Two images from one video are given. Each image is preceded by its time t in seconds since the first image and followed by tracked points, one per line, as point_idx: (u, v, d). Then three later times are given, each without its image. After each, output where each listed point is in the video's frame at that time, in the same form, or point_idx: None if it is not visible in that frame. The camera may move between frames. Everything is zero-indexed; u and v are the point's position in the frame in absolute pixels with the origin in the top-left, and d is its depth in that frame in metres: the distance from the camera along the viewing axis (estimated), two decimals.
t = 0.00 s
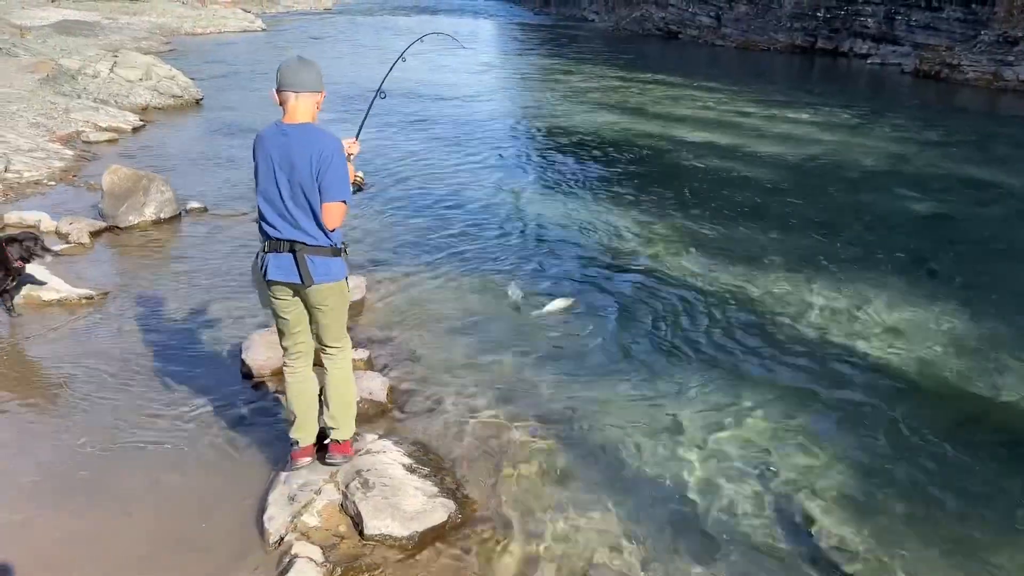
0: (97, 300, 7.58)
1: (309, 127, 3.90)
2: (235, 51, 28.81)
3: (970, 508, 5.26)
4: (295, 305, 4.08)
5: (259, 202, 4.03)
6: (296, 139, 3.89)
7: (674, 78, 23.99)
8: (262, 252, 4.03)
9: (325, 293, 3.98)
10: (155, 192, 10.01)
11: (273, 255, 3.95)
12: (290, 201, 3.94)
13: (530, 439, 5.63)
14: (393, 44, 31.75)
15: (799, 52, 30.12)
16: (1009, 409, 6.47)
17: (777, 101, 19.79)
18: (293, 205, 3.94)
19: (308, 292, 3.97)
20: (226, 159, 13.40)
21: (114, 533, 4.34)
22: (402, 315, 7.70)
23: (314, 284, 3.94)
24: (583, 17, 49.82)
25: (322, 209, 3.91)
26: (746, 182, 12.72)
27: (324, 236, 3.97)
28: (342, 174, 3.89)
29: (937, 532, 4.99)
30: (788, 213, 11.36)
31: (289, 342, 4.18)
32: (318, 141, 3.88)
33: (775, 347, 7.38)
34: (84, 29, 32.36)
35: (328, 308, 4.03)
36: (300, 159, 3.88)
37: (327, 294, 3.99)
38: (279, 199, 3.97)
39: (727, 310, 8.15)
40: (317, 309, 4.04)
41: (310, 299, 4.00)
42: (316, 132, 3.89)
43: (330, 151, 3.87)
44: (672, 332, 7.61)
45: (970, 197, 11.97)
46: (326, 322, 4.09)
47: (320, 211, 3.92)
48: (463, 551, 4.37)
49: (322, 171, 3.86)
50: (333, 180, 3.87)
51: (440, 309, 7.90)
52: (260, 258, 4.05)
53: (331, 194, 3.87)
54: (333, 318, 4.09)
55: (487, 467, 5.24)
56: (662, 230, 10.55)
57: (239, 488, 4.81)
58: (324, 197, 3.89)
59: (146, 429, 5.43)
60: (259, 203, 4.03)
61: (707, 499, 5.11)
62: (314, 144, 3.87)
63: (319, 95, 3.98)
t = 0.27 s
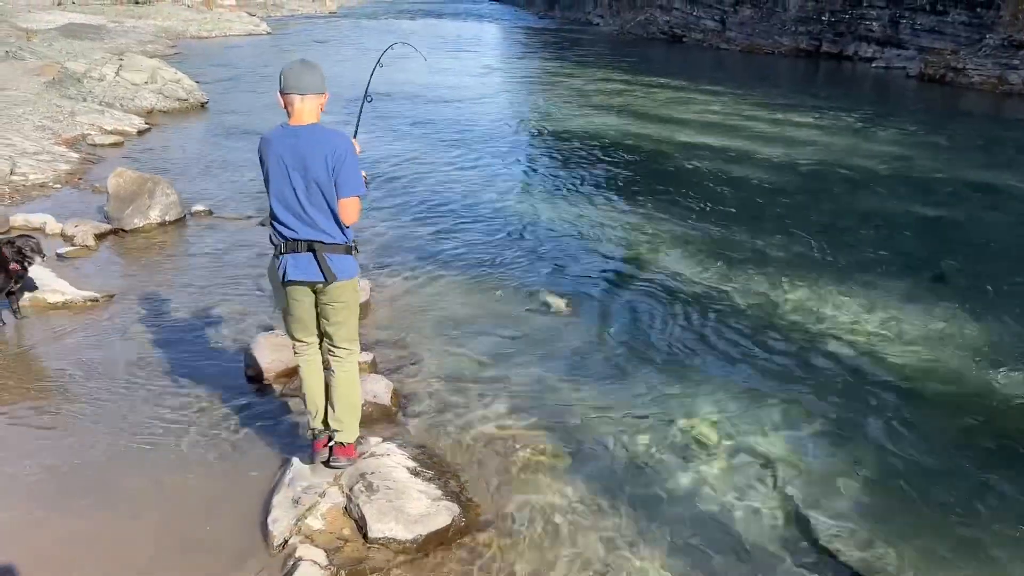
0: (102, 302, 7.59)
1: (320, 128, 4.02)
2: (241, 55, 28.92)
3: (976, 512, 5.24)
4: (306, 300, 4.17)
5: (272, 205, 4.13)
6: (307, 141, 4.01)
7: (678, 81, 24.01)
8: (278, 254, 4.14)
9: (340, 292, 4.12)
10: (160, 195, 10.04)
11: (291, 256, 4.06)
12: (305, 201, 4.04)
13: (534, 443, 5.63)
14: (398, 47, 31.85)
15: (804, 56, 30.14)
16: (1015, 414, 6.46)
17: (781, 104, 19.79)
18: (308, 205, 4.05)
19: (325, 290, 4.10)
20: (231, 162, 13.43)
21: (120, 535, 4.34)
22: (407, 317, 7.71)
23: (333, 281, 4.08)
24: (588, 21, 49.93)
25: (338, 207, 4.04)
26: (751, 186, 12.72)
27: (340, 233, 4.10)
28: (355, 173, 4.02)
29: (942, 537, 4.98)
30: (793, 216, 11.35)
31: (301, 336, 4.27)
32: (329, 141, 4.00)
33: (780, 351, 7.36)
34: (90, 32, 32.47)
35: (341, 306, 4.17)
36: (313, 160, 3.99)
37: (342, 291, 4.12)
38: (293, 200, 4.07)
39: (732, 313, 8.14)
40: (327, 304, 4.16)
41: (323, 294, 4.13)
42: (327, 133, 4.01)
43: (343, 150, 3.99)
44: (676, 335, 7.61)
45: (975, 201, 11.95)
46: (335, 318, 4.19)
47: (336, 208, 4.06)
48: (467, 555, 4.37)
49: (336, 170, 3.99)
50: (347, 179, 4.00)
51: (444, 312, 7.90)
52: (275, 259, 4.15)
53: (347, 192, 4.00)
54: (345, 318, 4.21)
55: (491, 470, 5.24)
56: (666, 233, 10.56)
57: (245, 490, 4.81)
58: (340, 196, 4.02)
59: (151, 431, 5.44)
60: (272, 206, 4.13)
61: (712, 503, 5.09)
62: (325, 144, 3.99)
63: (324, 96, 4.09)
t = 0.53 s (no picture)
0: (108, 305, 7.61)
1: (324, 140, 4.11)
2: (248, 59, 29.03)
3: (983, 519, 5.21)
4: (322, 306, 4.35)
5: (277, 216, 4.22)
6: (310, 152, 4.10)
7: (684, 86, 24.01)
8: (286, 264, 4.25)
9: (349, 295, 4.32)
10: (167, 199, 10.07)
11: (301, 265, 4.19)
12: (312, 212, 4.15)
13: (539, 448, 5.62)
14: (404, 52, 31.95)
15: (810, 61, 30.13)
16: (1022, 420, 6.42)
17: (787, 109, 19.77)
18: (315, 215, 4.16)
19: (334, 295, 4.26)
20: (237, 166, 13.47)
21: (126, 538, 4.35)
22: (412, 322, 7.71)
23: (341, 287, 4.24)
24: (593, 26, 50.06)
25: (346, 216, 4.18)
26: (756, 191, 12.71)
27: (347, 241, 4.24)
28: (361, 182, 4.15)
29: (949, 544, 4.94)
30: (799, 221, 11.34)
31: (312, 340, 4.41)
32: (334, 152, 4.10)
33: (785, 357, 7.34)
34: (98, 36, 32.63)
35: (349, 302, 4.38)
36: (318, 171, 4.09)
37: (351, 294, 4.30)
38: (299, 211, 4.17)
39: (737, 318, 8.12)
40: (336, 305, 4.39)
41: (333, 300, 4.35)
42: (331, 144, 4.11)
43: (348, 161, 4.11)
44: (682, 340, 7.60)
45: (982, 207, 11.91)
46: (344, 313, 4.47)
47: (342, 217, 4.19)
48: (471, 561, 4.36)
49: (343, 181, 4.11)
50: (354, 188, 4.13)
51: (449, 316, 7.89)
52: (283, 269, 4.26)
53: (354, 202, 4.13)
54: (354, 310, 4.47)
55: (495, 475, 5.23)
56: (672, 238, 10.54)
57: (250, 493, 4.82)
58: (348, 206, 4.15)
59: (156, 434, 5.45)
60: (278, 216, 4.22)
61: (717, 509, 5.07)
62: (329, 155, 4.09)
63: (323, 106, 4.17)
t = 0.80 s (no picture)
0: (117, 309, 7.64)
1: (338, 156, 4.27)
2: (257, 64, 29.18)
3: (991, 529, 5.17)
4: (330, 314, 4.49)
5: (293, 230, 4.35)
6: (325, 168, 4.24)
7: (692, 92, 24.02)
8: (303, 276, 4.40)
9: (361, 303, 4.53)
10: (175, 204, 10.11)
11: (321, 277, 4.36)
12: (331, 225, 4.32)
13: (545, 454, 5.61)
14: (412, 57, 32.07)
15: (818, 67, 30.12)
16: None
17: (795, 115, 19.75)
18: (334, 229, 4.33)
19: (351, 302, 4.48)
20: (245, 171, 13.52)
21: (134, 541, 4.36)
22: (418, 327, 7.71)
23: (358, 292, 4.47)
24: (601, 31, 50.19)
25: (362, 228, 4.38)
26: (764, 197, 12.68)
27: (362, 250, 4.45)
28: (375, 195, 4.36)
29: (957, 553, 4.91)
30: (807, 227, 11.33)
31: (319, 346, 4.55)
32: (349, 168, 4.28)
33: (793, 364, 7.31)
34: (108, 41, 32.82)
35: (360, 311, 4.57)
36: (335, 187, 4.25)
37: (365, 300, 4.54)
38: (317, 226, 4.32)
39: (744, 325, 8.10)
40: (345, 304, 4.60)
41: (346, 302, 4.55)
42: (346, 160, 4.28)
43: (362, 176, 4.30)
44: (689, 346, 7.58)
45: (991, 214, 11.86)
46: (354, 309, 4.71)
47: (358, 228, 4.38)
48: (477, 567, 4.35)
49: (360, 195, 4.30)
50: (370, 202, 4.33)
51: (456, 322, 7.90)
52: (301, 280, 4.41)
53: (371, 214, 4.35)
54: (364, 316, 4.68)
55: (501, 481, 5.22)
56: (679, 244, 10.53)
57: (256, 498, 4.82)
58: (365, 218, 4.36)
59: (163, 438, 5.46)
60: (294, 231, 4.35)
61: (725, 516, 5.05)
62: (344, 171, 4.26)
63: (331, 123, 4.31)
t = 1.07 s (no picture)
0: (127, 314, 7.68)
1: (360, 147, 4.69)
2: (268, 70, 29.33)
3: (1003, 537, 5.13)
4: (346, 302, 4.76)
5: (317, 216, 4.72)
6: (348, 159, 4.67)
7: (701, 99, 24.01)
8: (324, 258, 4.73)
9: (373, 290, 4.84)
10: (187, 209, 10.16)
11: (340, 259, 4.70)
12: (353, 211, 4.70)
13: (553, 460, 5.61)
14: (422, 64, 32.19)
15: (828, 73, 30.09)
16: None
17: (806, 122, 19.71)
18: (356, 214, 4.71)
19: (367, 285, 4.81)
20: (255, 177, 13.57)
21: (144, 544, 4.39)
22: (428, 333, 7.72)
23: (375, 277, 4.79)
24: (610, 38, 50.30)
25: (381, 214, 4.77)
26: (774, 203, 12.68)
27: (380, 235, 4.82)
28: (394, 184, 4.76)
29: (968, 562, 4.87)
30: (817, 234, 11.29)
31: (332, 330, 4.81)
32: (371, 159, 4.70)
33: (801, 371, 7.29)
34: (120, 47, 33.02)
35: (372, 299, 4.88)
36: (357, 175, 4.66)
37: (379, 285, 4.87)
38: (339, 212, 4.69)
39: (753, 332, 8.07)
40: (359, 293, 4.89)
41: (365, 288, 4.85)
42: (367, 152, 4.70)
43: (383, 166, 4.72)
44: (697, 353, 7.56)
45: (1003, 221, 11.80)
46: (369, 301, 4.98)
47: (377, 215, 4.77)
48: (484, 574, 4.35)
49: (380, 184, 4.70)
50: (389, 189, 4.73)
51: (465, 328, 7.91)
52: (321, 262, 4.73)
53: (390, 201, 4.74)
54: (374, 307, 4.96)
55: (509, 488, 5.22)
56: (688, 250, 10.52)
57: (266, 503, 4.84)
58: (384, 204, 4.75)
59: (174, 443, 5.49)
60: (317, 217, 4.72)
61: (732, 524, 5.03)
62: (366, 160, 4.68)
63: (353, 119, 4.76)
